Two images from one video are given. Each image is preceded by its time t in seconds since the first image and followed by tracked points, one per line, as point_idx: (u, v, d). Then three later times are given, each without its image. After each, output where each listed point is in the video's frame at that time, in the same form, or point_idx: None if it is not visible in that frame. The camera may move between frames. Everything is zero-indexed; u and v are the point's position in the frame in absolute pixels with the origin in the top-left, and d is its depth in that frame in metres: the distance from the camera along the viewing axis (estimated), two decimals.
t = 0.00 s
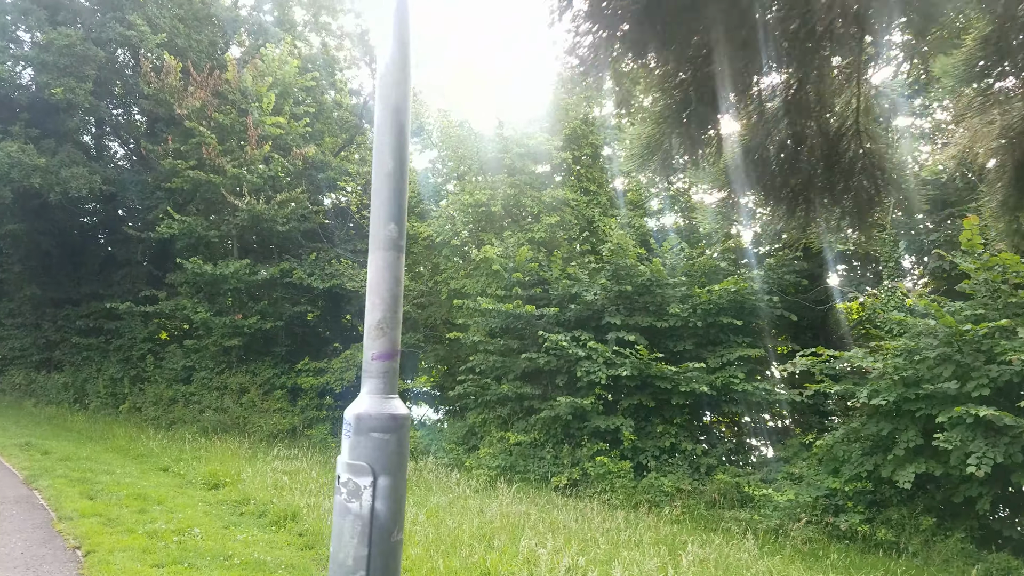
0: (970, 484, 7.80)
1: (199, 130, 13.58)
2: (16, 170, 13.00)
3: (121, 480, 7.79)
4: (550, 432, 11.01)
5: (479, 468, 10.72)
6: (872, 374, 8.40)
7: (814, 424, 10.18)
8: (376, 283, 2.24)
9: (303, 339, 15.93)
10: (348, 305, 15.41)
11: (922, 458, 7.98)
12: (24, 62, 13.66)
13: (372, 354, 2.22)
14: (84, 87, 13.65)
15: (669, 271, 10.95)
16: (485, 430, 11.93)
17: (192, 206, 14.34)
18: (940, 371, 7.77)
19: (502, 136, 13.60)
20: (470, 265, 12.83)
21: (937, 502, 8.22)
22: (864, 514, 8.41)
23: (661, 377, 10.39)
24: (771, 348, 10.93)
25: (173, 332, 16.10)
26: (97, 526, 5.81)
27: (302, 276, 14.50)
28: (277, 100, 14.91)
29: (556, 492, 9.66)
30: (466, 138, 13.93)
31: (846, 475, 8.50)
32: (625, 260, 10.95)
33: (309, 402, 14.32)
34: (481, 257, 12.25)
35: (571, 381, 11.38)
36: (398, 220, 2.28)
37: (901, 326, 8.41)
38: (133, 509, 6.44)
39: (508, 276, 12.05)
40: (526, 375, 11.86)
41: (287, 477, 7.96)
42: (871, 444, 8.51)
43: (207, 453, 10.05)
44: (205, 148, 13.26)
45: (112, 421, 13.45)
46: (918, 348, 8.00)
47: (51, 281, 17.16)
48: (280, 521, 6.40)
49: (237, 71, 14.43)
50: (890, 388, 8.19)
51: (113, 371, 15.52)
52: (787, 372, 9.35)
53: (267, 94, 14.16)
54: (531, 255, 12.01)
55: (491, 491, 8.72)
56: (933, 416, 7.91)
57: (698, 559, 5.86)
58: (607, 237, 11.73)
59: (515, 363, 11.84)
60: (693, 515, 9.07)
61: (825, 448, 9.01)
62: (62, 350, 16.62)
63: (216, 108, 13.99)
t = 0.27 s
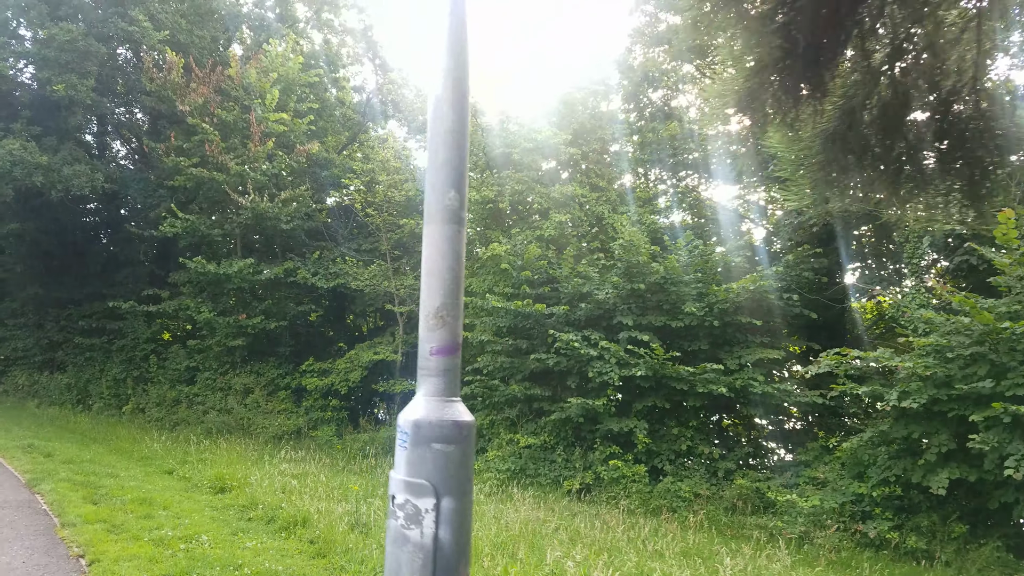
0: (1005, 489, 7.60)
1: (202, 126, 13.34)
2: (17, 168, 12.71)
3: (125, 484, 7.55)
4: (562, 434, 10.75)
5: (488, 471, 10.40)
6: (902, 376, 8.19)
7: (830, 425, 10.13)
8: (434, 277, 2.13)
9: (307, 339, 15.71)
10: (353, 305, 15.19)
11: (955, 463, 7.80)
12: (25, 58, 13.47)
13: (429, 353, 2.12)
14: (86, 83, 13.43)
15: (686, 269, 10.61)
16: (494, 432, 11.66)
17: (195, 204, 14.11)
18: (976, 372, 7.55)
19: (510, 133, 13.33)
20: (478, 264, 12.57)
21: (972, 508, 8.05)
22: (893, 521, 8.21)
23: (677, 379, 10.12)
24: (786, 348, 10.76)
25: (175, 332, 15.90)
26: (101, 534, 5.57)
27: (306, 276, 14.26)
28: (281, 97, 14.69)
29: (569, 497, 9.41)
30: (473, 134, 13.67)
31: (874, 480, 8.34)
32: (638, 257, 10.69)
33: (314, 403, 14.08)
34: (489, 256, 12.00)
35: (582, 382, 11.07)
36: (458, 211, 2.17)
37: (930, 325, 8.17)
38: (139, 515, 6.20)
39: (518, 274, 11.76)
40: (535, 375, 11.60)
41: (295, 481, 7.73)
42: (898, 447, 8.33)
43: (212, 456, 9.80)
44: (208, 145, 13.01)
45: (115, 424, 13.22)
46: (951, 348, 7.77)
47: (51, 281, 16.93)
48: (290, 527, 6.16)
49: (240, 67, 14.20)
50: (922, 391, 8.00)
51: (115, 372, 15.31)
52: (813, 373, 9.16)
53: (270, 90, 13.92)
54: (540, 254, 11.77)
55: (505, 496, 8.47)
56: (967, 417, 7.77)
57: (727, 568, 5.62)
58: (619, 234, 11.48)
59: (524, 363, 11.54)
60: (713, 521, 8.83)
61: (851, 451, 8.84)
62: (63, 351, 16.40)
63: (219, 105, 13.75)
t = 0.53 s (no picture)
0: None
1: (209, 123, 13.05)
2: (19, 165, 12.43)
3: (130, 494, 7.24)
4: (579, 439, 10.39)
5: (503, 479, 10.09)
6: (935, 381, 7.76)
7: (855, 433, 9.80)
8: (544, 292, 1.96)
9: (314, 341, 15.41)
10: (362, 306, 14.90)
11: (993, 474, 7.42)
12: (27, 53, 13.18)
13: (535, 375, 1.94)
14: (90, 78, 13.16)
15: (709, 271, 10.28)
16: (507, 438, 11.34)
17: (201, 203, 13.81)
18: (1018, 380, 7.17)
19: (523, 130, 12.98)
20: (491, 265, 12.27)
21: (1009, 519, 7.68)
22: (926, 532, 7.83)
23: (700, 383, 9.73)
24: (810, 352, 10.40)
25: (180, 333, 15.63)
26: (107, 550, 5.27)
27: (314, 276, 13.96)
28: (289, 93, 14.41)
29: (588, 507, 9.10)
30: (485, 132, 13.35)
31: (907, 490, 7.93)
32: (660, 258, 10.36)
33: (322, 406, 13.77)
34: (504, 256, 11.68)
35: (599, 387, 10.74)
36: (570, 217, 1.97)
37: (967, 330, 7.80)
38: (146, 529, 5.91)
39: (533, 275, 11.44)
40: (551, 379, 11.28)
41: (308, 491, 7.43)
42: (931, 455, 7.95)
43: (219, 462, 9.49)
44: (214, 141, 12.72)
45: (119, 428, 12.96)
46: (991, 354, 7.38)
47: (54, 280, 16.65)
48: (304, 542, 5.84)
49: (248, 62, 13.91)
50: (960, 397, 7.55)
51: (119, 374, 15.05)
52: (841, 379, 8.76)
53: (279, 86, 13.63)
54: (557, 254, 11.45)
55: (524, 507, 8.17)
56: (1007, 425, 7.34)
57: None
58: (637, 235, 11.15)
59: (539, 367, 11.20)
60: (739, 533, 8.51)
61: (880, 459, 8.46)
62: (66, 352, 16.13)
63: (226, 101, 13.45)
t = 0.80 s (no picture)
0: None
1: (212, 118, 12.79)
2: (18, 161, 12.18)
3: (136, 499, 6.99)
4: (593, 441, 10.16)
5: (516, 481, 9.86)
6: (960, 380, 7.46)
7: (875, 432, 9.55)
8: (724, 282, 1.92)
9: (319, 341, 15.15)
10: (368, 305, 14.67)
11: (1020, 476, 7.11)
12: (27, 47, 12.96)
13: (720, 373, 1.88)
14: (90, 73, 12.90)
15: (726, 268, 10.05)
16: (519, 441, 11.05)
17: (204, 200, 13.56)
18: None
19: (532, 125, 12.73)
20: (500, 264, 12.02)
21: None
22: (950, 536, 7.54)
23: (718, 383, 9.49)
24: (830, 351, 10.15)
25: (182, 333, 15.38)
26: (114, 560, 5.03)
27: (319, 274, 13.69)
28: (293, 89, 14.19)
29: (604, 511, 8.87)
30: (494, 128, 13.10)
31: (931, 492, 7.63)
32: (676, 256, 10.13)
33: (328, 408, 13.51)
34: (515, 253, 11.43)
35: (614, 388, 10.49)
36: (750, 208, 1.93)
37: (993, 326, 7.50)
38: (154, 537, 5.65)
39: (545, 273, 11.17)
40: (563, 380, 11.05)
41: (319, 496, 7.19)
42: (955, 457, 7.65)
43: (225, 465, 9.25)
44: (218, 137, 12.45)
45: (121, 430, 12.72)
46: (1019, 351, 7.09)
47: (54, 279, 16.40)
48: (319, 549, 5.59)
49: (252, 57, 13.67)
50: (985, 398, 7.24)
51: (120, 375, 14.80)
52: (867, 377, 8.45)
53: (283, 81, 13.40)
54: (569, 251, 11.21)
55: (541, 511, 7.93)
56: None
57: None
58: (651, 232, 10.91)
59: (551, 367, 10.94)
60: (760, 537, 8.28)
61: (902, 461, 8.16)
62: (65, 353, 15.85)
63: (230, 97, 13.21)
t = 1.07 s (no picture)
0: None
1: (211, 115, 12.53)
2: (12, 159, 11.90)
3: (135, 507, 6.75)
4: (602, 443, 9.97)
5: (524, 485, 9.66)
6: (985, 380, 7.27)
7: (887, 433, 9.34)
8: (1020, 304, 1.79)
9: (320, 342, 14.91)
10: (369, 305, 14.45)
11: None
12: (21, 41, 12.69)
13: None
14: (86, 69, 12.62)
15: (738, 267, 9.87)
16: (526, 444, 10.84)
17: (202, 199, 13.31)
18: None
19: (537, 123, 12.52)
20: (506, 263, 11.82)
21: None
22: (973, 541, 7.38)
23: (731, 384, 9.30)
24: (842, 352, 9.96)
25: (180, 335, 15.12)
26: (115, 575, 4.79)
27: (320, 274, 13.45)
28: (292, 86, 13.96)
29: (616, 515, 8.67)
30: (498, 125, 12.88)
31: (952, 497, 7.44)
32: (687, 254, 9.94)
33: (329, 410, 13.26)
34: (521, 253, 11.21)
35: (624, 389, 10.28)
36: None
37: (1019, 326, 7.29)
38: (155, 549, 5.42)
39: (552, 273, 10.97)
40: (571, 381, 10.85)
41: (326, 502, 6.97)
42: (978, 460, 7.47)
43: (227, 470, 9.01)
44: (217, 135, 12.19)
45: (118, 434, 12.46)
46: None
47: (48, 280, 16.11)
48: (329, 561, 5.37)
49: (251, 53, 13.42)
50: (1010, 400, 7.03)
51: (117, 377, 14.53)
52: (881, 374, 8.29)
53: (283, 78, 13.16)
54: (576, 250, 10.98)
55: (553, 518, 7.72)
56: None
57: None
58: (661, 230, 10.71)
59: (559, 369, 10.73)
60: (776, 542, 8.09)
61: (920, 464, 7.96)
62: (61, 355, 15.58)
63: (229, 94, 12.96)
